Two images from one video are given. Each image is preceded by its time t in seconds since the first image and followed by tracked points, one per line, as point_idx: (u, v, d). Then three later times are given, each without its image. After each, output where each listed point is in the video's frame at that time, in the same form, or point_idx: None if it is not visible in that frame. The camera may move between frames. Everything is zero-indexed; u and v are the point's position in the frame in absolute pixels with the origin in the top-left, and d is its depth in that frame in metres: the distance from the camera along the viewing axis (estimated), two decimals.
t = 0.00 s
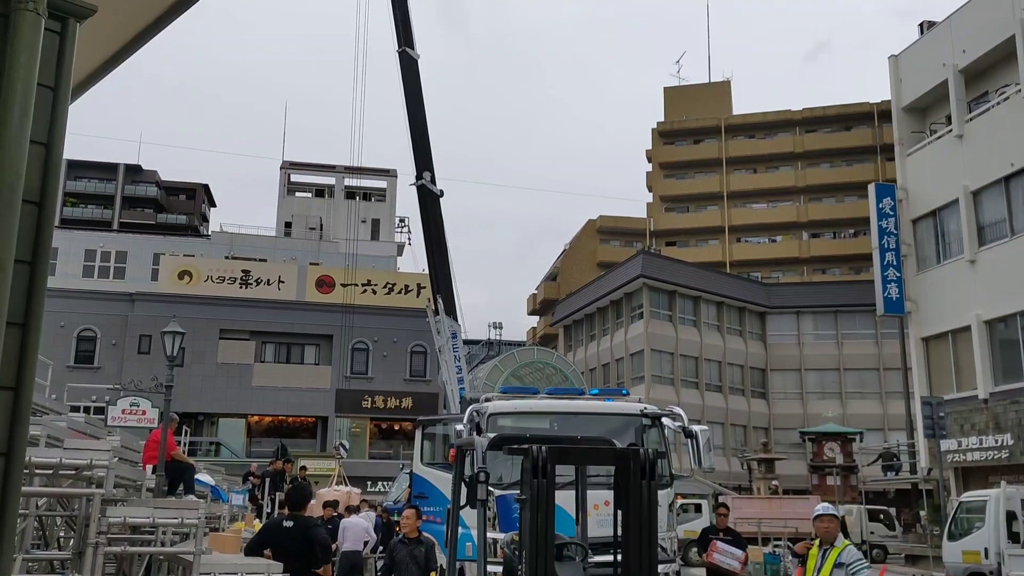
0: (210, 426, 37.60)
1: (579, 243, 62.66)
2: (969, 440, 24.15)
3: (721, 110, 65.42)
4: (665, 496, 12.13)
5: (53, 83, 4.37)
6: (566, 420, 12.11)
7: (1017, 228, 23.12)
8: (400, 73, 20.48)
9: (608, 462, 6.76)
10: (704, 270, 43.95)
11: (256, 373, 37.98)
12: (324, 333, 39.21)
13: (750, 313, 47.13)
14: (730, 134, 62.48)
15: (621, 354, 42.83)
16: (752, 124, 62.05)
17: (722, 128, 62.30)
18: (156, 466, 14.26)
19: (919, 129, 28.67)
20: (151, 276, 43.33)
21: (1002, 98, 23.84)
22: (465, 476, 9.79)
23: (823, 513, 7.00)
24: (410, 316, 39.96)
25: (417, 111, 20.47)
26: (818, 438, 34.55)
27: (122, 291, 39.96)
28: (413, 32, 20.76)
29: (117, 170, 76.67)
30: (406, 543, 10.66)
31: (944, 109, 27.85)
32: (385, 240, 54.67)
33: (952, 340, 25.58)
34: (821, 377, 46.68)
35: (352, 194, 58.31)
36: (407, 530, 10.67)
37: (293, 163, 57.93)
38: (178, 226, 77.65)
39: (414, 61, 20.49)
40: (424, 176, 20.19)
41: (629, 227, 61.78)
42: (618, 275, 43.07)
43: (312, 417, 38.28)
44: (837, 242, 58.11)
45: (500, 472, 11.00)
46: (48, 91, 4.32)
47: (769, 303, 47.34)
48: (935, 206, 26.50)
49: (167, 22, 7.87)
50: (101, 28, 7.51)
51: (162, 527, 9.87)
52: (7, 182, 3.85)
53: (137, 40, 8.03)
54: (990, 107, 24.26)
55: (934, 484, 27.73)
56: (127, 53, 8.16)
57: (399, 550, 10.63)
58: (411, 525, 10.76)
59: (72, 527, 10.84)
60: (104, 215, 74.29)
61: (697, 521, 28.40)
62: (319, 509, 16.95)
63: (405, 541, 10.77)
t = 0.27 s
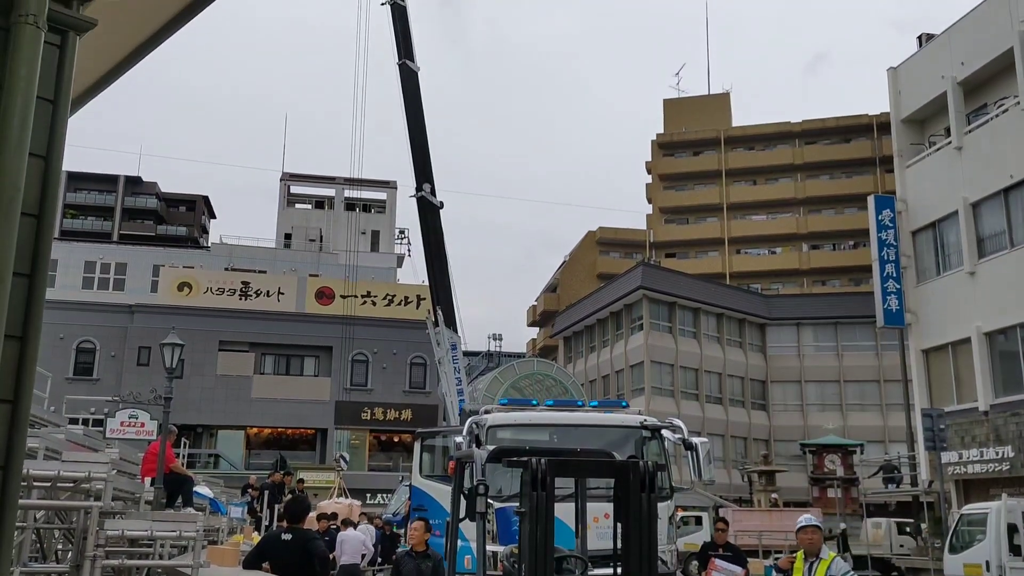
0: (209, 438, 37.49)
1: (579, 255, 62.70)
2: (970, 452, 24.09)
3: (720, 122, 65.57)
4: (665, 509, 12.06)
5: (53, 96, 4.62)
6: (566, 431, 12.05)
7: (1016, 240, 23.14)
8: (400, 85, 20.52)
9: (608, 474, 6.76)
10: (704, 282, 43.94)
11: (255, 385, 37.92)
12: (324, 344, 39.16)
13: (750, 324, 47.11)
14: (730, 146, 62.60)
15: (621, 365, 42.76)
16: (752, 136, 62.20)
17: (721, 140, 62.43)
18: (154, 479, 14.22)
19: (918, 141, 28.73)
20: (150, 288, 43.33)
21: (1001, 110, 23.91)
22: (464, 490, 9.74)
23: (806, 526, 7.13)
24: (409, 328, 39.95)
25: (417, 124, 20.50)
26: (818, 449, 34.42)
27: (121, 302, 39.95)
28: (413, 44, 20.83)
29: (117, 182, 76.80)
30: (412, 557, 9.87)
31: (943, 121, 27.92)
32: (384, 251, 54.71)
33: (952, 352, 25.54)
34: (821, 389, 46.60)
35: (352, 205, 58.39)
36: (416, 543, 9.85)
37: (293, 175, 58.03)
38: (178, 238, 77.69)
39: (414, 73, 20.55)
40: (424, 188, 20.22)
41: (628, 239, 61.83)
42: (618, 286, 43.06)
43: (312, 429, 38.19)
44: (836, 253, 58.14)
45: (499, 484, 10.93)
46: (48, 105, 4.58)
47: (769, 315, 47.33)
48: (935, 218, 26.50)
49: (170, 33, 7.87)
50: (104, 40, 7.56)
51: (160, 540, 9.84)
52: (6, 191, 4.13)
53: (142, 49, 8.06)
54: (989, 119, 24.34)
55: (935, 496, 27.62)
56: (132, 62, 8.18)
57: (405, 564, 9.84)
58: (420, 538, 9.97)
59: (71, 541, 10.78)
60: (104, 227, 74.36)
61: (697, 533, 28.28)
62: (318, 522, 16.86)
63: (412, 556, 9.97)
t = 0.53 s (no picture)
0: (208, 451, 37.40)
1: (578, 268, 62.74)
2: (970, 466, 24.05)
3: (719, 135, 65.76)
4: (665, 523, 12.00)
5: (53, 111, 4.65)
6: (566, 445, 12.00)
7: (1015, 253, 23.16)
8: (400, 99, 20.60)
9: (608, 488, 6.80)
10: (704, 294, 43.95)
11: (254, 398, 37.85)
12: (323, 357, 39.13)
13: (749, 337, 47.10)
14: (729, 159, 62.75)
15: (621, 378, 42.71)
16: (750, 149, 62.36)
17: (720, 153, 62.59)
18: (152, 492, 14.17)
19: (916, 155, 28.81)
20: (150, 300, 43.31)
21: (999, 124, 23.99)
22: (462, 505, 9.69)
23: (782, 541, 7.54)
24: (409, 340, 39.93)
25: (417, 137, 20.56)
26: (818, 463, 34.32)
27: (120, 315, 39.94)
28: (413, 58, 20.92)
29: (118, 195, 76.95)
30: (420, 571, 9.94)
31: (941, 134, 28.01)
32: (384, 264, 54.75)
33: (952, 366, 25.52)
34: (821, 402, 46.51)
35: (352, 218, 58.49)
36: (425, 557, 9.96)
37: (292, 188, 58.16)
38: (177, 250, 77.74)
39: (414, 87, 20.63)
40: (423, 201, 20.28)
41: (628, 251, 61.89)
42: (618, 299, 43.07)
43: (311, 442, 38.10)
44: (835, 266, 58.20)
45: (499, 498, 10.89)
46: (48, 120, 4.61)
47: (769, 328, 47.34)
48: (934, 231, 26.52)
49: (171, 47, 7.89)
50: (104, 55, 7.60)
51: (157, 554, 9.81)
52: (5, 207, 4.18)
53: (143, 63, 8.09)
54: (987, 133, 24.42)
55: (936, 510, 27.51)
56: (131, 76, 8.21)
57: None
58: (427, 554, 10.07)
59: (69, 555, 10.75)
60: (103, 240, 74.44)
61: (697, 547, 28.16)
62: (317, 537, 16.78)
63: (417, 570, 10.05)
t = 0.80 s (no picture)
0: (206, 464, 37.27)
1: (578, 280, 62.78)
2: (971, 479, 24.01)
3: (718, 148, 65.94)
4: (665, 537, 11.92)
5: (54, 126, 4.70)
6: (565, 459, 11.96)
7: (1014, 266, 23.16)
8: (400, 113, 20.65)
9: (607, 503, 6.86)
10: (703, 307, 43.96)
11: (254, 411, 37.77)
12: (323, 370, 39.09)
13: (749, 350, 47.09)
14: (728, 172, 62.90)
15: (620, 392, 42.65)
16: (749, 162, 62.51)
17: (720, 166, 62.76)
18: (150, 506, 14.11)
19: (914, 168, 28.89)
20: (149, 313, 43.30)
21: (997, 138, 24.05)
22: (460, 520, 9.68)
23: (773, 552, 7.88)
24: (408, 353, 39.91)
25: (417, 151, 20.61)
26: (819, 476, 34.24)
27: (119, 328, 39.91)
28: (412, 72, 20.99)
29: (117, 208, 77.08)
30: None
31: (939, 148, 28.09)
32: (383, 277, 54.79)
33: (952, 379, 25.50)
34: (821, 415, 46.43)
35: (351, 231, 58.58)
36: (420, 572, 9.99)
37: (292, 201, 58.24)
38: (177, 263, 77.76)
39: (413, 101, 20.69)
40: (423, 215, 20.33)
41: (627, 264, 61.93)
42: (618, 312, 43.06)
43: (310, 455, 38.00)
44: (834, 279, 58.24)
45: (498, 512, 10.88)
46: (49, 135, 4.66)
47: (768, 340, 47.36)
48: (932, 244, 26.57)
49: (171, 63, 7.96)
50: (105, 72, 7.66)
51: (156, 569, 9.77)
52: (6, 221, 4.20)
53: (143, 78, 8.15)
54: (986, 146, 24.48)
55: (937, 524, 27.44)
56: (132, 92, 8.27)
57: None
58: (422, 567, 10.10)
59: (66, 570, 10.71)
60: (103, 253, 74.48)
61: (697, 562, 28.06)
62: (317, 550, 16.69)
63: None
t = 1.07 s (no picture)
0: (205, 476, 37.16)
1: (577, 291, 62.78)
2: (972, 491, 23.97)
3: (717, 159, 66.07)
4: (666, 550, 11.82)
5: (53, 138, 4.73)
6: (565, 470, 11.91)
7: (1014, 278, 23.16)
8: (400, 126, 20.71)
9: (607, 515, 7.15)
10: (703, 318, 43.93)
11: (253, 423, 37.70)
12: (322, 381, 39.05)
13: (749, 362, 47.05)
14: (727, 184, 63.00)
15: (620, 403, 42.56)
16: (749, 173, 62.61)
17: (719, 178, 62.87)
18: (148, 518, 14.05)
19: (913, 179, 28.95)
20: (149, 325, 43.29)
21: (995, 150, 24.12)
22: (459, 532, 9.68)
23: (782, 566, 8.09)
24: (408, 365, 39.88)
25: (416, 163, 20.65)
26: (819, 488, 34.10)
27: (119, 340, 39.90)
28: (413, 85, 21.07)
29: (118, 220, 77.22)
30: None
31: (938, 159, 28.14)
32: (383, 288, 54.82)
33: (952, 390, 25.45)
34: (821, 427, 46.32)
35: (351, 243, 58.65)
36: None
37: (292, 213, 58.34)
38: (177, 275, 77.82)
39: (413, 113, 20.75)
40: (422, 226, 20.36)
41: (627, 276, 61.95)
42: (617, 323, 43.04)
43: (309, 467, 37.91)
44: (834, 290, 58.24)
45: (497, 524, 10.87)
46: (48, 148, 4.68)
47: (768, 352, 47.32)
48: (932, 255, 26.57)
49: (170, 77, 7.99)
50: (103, 85, 7.71)
51: None
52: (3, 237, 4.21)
53: (142, 91, 8.19)
54: (984, 159, 24.56)
55: (938, 536, 27.34)
56: (130, 106, 8.32)
57: None
58: None
59: None
60: (103, 264, 74.54)
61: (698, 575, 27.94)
62: (317, 562, 16.62)
63: None
